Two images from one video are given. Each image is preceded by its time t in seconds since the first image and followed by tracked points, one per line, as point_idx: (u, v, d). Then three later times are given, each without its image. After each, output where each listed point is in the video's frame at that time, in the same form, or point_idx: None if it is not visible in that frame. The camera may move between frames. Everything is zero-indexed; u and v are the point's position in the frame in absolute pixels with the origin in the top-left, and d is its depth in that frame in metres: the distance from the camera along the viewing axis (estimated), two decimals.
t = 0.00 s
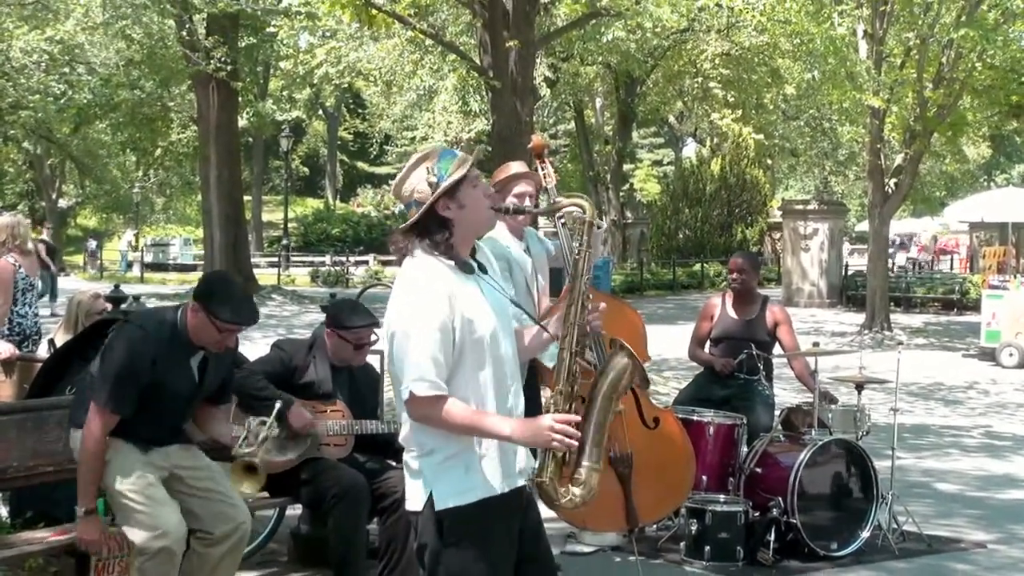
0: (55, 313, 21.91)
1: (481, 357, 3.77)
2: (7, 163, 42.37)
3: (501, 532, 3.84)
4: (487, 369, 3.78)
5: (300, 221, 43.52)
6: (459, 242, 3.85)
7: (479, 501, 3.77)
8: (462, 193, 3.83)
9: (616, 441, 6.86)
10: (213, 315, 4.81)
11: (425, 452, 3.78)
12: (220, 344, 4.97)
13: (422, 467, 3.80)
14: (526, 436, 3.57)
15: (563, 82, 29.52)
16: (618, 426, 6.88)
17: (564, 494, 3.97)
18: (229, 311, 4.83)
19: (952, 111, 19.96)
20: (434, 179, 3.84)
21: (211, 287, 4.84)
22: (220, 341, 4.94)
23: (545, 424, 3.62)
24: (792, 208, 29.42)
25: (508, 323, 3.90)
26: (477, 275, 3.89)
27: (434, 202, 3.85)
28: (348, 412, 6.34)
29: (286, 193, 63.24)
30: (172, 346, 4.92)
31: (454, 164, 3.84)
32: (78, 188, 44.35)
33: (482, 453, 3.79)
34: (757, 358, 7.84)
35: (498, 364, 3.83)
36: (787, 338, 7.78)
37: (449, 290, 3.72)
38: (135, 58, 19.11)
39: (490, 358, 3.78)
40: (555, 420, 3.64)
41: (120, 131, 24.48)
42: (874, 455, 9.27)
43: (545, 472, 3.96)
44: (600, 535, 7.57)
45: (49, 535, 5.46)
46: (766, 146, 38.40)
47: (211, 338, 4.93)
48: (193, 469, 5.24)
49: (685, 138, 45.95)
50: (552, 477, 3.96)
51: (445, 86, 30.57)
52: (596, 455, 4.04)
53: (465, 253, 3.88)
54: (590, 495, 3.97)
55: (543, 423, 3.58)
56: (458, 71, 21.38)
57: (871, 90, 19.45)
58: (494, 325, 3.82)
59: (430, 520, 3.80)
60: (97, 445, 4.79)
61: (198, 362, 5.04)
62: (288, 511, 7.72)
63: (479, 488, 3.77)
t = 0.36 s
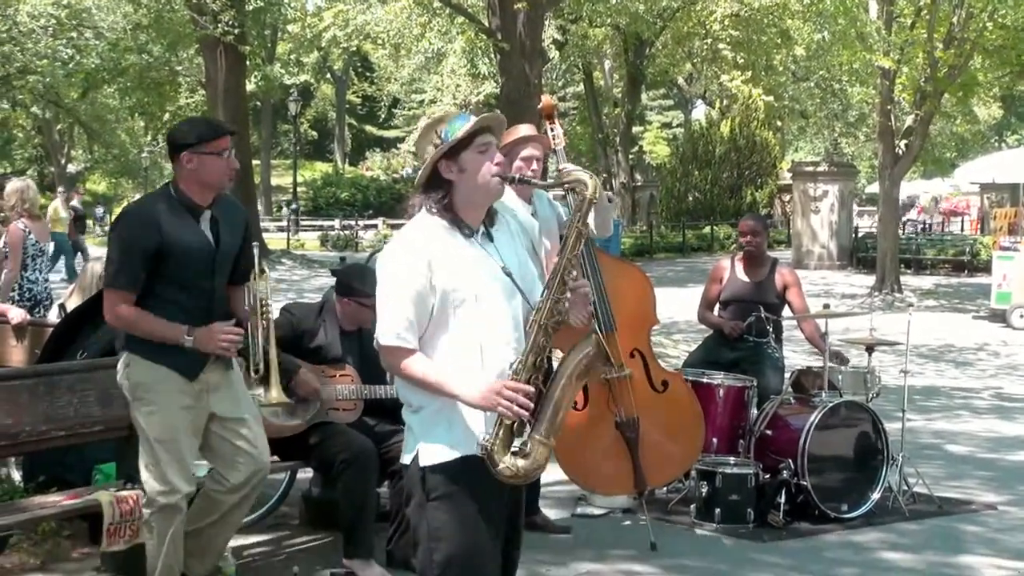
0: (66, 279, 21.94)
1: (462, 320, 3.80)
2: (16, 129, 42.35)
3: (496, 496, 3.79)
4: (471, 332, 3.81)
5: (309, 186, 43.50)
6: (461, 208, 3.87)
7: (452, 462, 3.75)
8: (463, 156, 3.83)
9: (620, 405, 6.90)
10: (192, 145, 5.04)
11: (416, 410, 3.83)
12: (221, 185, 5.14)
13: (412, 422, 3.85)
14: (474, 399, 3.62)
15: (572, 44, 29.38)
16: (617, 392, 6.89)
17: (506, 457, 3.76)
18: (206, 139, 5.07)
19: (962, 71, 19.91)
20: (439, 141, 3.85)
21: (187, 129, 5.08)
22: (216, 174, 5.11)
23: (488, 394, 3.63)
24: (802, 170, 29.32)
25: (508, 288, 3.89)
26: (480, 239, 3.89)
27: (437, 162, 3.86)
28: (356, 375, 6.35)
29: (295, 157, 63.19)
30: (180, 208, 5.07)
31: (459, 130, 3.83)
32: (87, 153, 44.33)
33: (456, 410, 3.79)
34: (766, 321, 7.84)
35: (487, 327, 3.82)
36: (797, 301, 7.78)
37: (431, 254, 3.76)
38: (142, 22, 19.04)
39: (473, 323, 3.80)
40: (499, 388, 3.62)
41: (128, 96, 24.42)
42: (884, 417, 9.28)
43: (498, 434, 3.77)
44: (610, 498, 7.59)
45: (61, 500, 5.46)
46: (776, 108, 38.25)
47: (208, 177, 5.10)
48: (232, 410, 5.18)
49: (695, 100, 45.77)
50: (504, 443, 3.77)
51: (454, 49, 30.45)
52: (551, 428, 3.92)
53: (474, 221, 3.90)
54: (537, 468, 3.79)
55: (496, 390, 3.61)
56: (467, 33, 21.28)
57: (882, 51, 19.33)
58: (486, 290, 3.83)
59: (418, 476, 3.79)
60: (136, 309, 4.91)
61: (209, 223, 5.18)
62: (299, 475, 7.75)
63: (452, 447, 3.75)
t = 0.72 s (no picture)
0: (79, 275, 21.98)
1: (448, 310, 4.04)
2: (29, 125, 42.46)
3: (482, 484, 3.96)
4: (457, 323, 4.05)
5: (322, 181, 43.52)
6: (474, 209, 4.13)
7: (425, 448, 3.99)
8: (482, 159, 4.09)
9: (633, 402, 6.96)
10: (233, 121, 5.11)
11: (402, 395, 4.10)
12: (264, 160, 5.19)
13: (402, 410, 4.11)
14: (438, 379, 3.85)
15: (585, 40, 29.37)
16: (631, 388, 6.94)
17: (462, 444, 3.87)
18: (244, 116, 5.14)
19: (977, 66, 19.79)
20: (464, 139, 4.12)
21: (226, 108, 5.14)
22: (257, 148, 5.17)
23: (457, 380, 3.85)
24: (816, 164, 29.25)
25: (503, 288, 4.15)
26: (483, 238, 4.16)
27: (456, 162, 4.14)
28: (380, 373, 6.48)
29: (308, 153, 63.26)
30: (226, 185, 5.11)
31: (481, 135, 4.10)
32: (100, 149, 44.41)
33: (434, 397, 4.03)
34: (780, 317, 7.82)
35: (476, 322, 4.08)
36: (811, 296, 7.77)
37: (428, 241, 4.02)
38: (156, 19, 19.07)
39: (462, 314, 4.05)
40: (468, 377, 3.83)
41: (141, 93, 24.46)
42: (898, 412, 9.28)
43: (456, 416, 3.90)
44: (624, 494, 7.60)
45: (77, 495, 5.48)
46: (789, 103, 38.15)
47: (253, 152, 5.17)
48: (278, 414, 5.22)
49: (708, 95, 45.67)
50: (461, 428, 3.90)
51: (467, 44, 30.44)
52: (507, 422, 3.96)
53: (483, 225, 4.16)
54: (487, 456, 3.86)
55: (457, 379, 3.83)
56: (480, 29, 21.26)
57: (895, 45, 19.28)
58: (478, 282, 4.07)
59: (410, 466, 4.03)
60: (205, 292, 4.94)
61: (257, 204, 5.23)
62: (314, 471, 7.79)
63: (425, 420, 4.03)
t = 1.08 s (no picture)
0: (91, 282, 22.06)
1: (433, 313, 4.19)
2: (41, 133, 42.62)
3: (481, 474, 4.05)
4: (446, 322, 4.19)
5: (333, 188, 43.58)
6: (455, 215, 4.30)
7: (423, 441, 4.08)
8: (454, 170, 4.29)
9: (643, 408, 6.97)
10: (317, 132, 5.04)
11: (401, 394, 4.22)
12: (343, 169, 5.17)
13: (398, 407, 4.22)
14: (422, 377, 4.00)
15: (596, 46, 29.37)
16: (640, 395, 6.95)
17: (451, 435, 3.99)
18: (330, 126, 5.08)
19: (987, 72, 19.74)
20: (435, 151, 4.31)
21: (304, 117, 5.07)
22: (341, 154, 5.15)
23: (439, 378, 3.99)
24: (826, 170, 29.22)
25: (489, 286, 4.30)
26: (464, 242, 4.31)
27: (432, 174, 4.34)
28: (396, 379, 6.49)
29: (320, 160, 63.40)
30: (308, 196, 5.09)
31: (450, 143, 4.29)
32: (112, 155, 44.55)
33: (428, 395, 4.15)
34: (792, 323, 7.81)
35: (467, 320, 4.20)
36: (822, 302, 7.75)
37: (407, 245, 4.19)
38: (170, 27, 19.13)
39: (452, 314, 4.19)
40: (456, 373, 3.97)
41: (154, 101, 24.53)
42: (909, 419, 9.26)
43: (448, 413, 4.03)
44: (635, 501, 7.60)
45: (89, 503, 5.48)
46: (800, 110, 38.09)
47: (332, 162, 5.13)
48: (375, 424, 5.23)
49: (718, 101, 45.64)
50: (453, 422, 4.03)
51: (478, 51, 30.46)
52: (497, 410, 4.03)
53: (467, 231, 4.34)
54: (476, 446, 3.95)
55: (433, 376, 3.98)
56: (491, 37, 21.28)
57: (906, 51, 19.22)
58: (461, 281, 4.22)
59: (411, 465, 4.11)
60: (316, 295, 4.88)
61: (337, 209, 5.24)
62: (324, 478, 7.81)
63: (421, 416, 4.13)
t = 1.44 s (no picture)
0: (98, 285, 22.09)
1: (425, 314, 4.20)
2: (50, 135, 42.70)
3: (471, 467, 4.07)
4: (443, 323, 4.20)
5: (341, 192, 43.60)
6: (446, 215, 4.30)
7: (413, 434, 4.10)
8: (447, 168, 4.24)
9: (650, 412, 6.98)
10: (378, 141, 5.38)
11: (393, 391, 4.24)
12: (403, 180, 5.53)
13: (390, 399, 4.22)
14: (411, 375, 4.00)
15: (605, 50, 29.35)
16: (648, 399, 6.96)
17: (442, 434, 4.02)
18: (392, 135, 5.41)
19: (997, 77, 19.72)
20: (428, 151, 4.26)
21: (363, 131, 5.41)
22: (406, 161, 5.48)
23: (432, 376, 3.99)
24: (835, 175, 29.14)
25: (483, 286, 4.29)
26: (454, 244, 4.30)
27: (423, 176, 4.30)
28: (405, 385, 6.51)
29: (328, 164, 63.48)
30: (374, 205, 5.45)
31: (442, 142, 4.22)
32: (120, 158, 44.61)
33: (417, 392, 4.15)
34: (799, 328, 7.80)
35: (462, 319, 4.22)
36: (829, 308, 7.74)
37: (399, 246, 4.20)
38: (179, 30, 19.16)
39: (443, 314, 4.21)
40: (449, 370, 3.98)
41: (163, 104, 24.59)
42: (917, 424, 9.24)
43: (437, 412, 4.05)
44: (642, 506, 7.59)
45: (96, 505, 5.48)
46: (809, 114, 38.07)
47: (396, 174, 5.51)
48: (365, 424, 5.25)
49: (727, 106, 45.63)
50: (442, 422, 4.05)
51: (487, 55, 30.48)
52: (487, 408, 4.04)
53: (459, 232, 4.34)
54: (466, 444, 3.98)
55: (418, 375, 3.99)
56: (500, 41, 21.29)
57: (914, 56, 19.18)
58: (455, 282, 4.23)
59: (402, 460, 4.10)
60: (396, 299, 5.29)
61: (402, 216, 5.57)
62: (332, 482, 7.81)
63: (411, 414, 4.13)
